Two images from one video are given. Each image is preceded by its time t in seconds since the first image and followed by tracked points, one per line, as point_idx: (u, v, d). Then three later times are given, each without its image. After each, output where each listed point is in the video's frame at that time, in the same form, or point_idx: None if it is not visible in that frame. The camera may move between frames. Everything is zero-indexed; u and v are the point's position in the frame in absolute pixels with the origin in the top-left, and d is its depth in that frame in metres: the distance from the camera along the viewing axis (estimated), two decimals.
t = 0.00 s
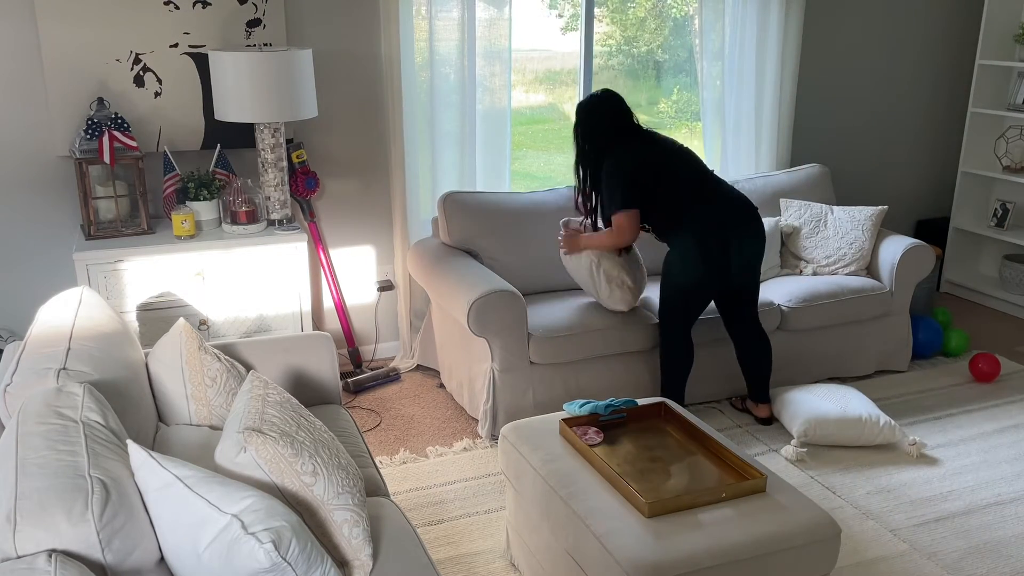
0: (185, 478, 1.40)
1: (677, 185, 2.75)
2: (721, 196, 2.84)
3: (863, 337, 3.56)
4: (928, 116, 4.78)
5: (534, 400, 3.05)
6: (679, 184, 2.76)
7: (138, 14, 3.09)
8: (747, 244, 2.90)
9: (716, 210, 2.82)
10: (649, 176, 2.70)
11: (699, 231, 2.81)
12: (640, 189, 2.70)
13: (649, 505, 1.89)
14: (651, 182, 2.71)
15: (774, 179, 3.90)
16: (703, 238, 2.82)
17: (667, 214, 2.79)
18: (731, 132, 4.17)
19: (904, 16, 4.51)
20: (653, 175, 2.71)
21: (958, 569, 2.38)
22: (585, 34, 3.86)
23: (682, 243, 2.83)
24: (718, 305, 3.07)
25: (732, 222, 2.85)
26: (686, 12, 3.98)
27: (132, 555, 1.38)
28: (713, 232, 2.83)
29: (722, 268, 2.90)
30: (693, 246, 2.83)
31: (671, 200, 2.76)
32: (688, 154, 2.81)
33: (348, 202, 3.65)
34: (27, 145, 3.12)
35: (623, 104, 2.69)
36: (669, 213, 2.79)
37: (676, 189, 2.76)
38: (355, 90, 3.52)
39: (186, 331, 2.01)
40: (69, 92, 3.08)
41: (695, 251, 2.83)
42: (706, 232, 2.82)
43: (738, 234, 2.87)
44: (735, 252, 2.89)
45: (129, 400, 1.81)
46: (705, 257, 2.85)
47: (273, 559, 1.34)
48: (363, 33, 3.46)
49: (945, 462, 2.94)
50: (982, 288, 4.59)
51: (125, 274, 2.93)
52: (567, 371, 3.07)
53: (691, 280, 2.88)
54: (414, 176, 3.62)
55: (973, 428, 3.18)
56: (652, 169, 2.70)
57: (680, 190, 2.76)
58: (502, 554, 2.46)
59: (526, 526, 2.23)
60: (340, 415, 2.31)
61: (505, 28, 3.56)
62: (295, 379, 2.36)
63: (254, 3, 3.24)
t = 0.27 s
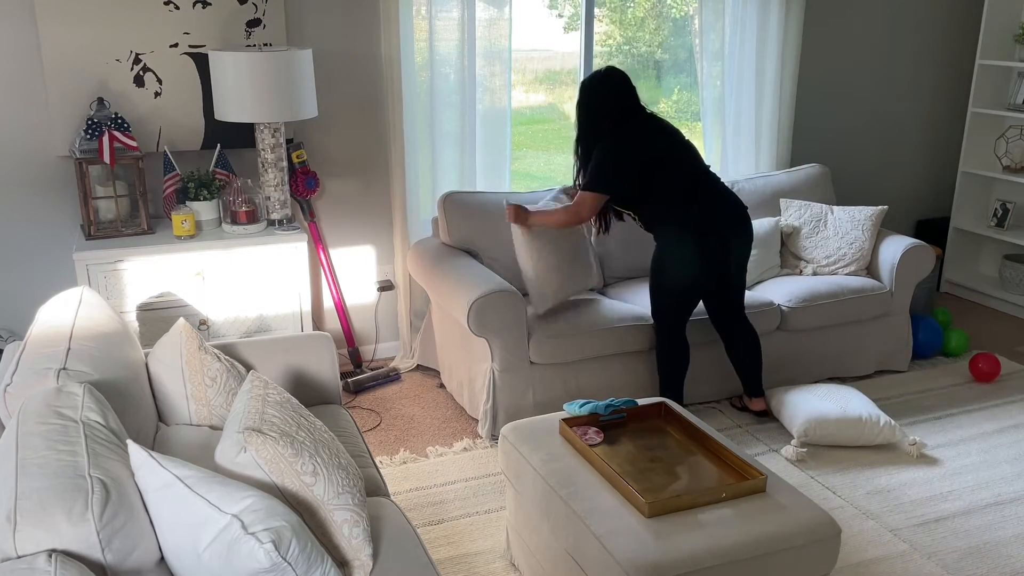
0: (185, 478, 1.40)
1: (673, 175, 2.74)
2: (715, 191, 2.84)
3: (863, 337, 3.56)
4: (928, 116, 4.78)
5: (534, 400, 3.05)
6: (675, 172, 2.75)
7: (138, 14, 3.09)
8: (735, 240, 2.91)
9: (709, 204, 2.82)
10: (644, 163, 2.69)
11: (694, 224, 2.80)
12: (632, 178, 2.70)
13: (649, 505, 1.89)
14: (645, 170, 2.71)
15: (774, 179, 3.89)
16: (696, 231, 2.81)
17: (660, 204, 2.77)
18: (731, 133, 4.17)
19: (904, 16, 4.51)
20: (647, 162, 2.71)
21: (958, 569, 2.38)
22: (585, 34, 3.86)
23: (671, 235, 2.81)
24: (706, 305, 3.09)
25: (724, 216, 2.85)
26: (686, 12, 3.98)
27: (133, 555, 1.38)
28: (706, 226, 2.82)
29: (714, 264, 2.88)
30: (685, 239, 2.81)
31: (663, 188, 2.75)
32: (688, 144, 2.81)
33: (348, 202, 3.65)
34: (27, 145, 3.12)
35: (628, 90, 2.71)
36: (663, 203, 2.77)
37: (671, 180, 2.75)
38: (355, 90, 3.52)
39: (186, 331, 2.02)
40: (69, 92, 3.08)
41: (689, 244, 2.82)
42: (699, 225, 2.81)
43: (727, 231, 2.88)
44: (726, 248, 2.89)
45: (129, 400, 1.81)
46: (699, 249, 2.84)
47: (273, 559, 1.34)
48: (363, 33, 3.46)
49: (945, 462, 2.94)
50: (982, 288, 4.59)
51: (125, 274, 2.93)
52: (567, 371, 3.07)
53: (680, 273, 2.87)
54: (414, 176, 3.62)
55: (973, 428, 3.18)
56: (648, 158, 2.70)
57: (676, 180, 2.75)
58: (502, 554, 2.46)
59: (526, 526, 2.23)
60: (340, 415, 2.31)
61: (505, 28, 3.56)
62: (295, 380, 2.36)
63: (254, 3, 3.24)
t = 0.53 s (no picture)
0: (185, 478, 1.40)
1: (675, 176, 2.74)
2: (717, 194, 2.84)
3: (863, 337, 3.56)
4: (928, 116, 4.78)
5: (534, 399, 3.05)
6: (679, 174, 2.75)
7: (138, 14, 3.09)
8: (735, 242, 2.91)
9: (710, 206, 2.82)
10: (645, 161, 2.69)
11: (693, 225, 2.80)
12: (632, 175, 2.70)
13: (649, 505, 1.89)
14: (644, 169, 2.71)
15: (774, 179, 3.89)
16: (695, 232, 2.81)
17: (660, 204, 2.77)
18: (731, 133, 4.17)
19: (903, 16, 4.51)
20: (650, 160, 2.70)
21: (958, 569, 2.38)
22: (585, 34, 3.86)
23: (670, 235, 2.81)
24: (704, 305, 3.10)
25: (725, 219, 2.85)
26: (686, 12, 3.98)
27: (133, 555, 1.38)
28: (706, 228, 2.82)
29: (711, 266, 2.89)
30: (683, 240, 2.81)
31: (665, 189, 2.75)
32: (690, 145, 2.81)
33: (348, 202, 3.65)
34: (27, 145, 3.13)
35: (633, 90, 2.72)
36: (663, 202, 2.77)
37: (670, 180, 2.75)
38: (355, 90, 3.52)
39: (186, 331, 2.02)
40: (69, 91, 3.08)
41: (688, 244, 2.81)
42: (699, 227, 2.81)
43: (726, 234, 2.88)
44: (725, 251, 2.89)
45: (129, 400, 1.81)
46: (699, 250, 2.83)
47: (273, 559, 1.34)
48: (363, 33, 3.46)
49: (945, 462, 2.94)
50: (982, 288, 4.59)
51: (125, 274, 2.93)
52: (567, 371, 3.07)
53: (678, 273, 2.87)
54: (414, 176, 3.62)
55: (973, 428, 3.18)
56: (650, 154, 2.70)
57: (677, 180, 2.75)
58: (502, 554, 2.46)
59: (526, 526, 2.23)
60: (340, 415, 2.31)
61: (505, 28, 3.56)
62: (295, 380, 2.36)
63: (254, 3, 3.24)
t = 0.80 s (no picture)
0: (185, 478, 1.40)
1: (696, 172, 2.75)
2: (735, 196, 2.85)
3: (863, 337, 3.56)
4: (928, 116, 4.78)
5: (534, 399, 3.05)
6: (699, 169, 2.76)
7: (138, 14, 3.09)
8: (749, 246, 2.91)
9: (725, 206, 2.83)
10: (669, 152, 2.70)
11: (702, 221, 2.81)
12: (653, 163, 2.72)
13: (649, 505, 1.89)
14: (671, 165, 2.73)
15: (774, 179, 3.90)
16: (702, 229, 2.82)
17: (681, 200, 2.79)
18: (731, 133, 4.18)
19: (904, 16, 4.51)
20: (672, 152, 2.71)
21: (958, 569, 2.38)
22: (585, 34, 3.85)
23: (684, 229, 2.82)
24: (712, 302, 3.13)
25: (736, 222, 2.86)
26: (686, 12, 3.98)
27: (133, 555, 1.38)
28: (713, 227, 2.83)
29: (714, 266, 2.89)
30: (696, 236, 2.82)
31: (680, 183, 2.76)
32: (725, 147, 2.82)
33: (348, 202, 3.65)
34: (27, 145, 3.13)
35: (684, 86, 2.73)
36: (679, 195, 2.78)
37: (698, 179, 2.76)
38: (355, 90, 3.52)
39: (186, 331, 2.02)
40: (69, 91, 3.08)
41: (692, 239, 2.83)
42: (707, 224, 2.82)
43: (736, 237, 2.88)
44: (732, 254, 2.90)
45: (129, 400, 1.81)
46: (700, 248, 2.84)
47: (273, 559, 1.34)
48: (363, 32, 3.46)
49: (945, 462, 2.94)
50: (982, 288, 4.59)
51: (125, 274, 2.93)
52: (566, 371, 3.07)
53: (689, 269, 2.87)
54: (414, 176, 3.62)
55: (972, 428, 3.18)
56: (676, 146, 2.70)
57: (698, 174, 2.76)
58: (502, 554, 2.46)
59: (526, 526, 2.23)
60: (340, 415, 2.32)
61: (505, 28, 3.56)
62: (295, 380, 2.36)
63: (254, 3, 3.24)
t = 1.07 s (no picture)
0: (184, 478, 1.40)
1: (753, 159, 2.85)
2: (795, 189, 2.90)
3: (863, 337, 3.56)
4: (928, 116, 4.78)
5: (534, 400, 3.05)
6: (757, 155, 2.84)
7: (138, 14, 3.09)
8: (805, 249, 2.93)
9: (785, 196, 2.86)
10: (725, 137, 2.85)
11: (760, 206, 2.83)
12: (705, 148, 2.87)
13: (649, 505, 1.89)
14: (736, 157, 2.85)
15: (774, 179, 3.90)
16: (761, 214, 2.82)
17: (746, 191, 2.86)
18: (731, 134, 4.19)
19: (904, 16, 4.51)
20: (725, 137, 2.85)
21: (958, 569, 2.38)
22: (585, 34, 3.85)
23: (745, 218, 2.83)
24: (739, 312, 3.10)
25: (798, 213, 2.87)
26: (686, 12, 3.99)
27: (132, 555, 1.38)
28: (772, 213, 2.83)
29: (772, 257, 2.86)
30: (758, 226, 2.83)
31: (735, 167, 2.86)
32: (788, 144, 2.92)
33: (348, 202, 3.65)
34: (26, 145, 3.12)
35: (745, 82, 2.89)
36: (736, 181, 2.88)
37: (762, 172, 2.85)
38: (355, 90, 3.52)
39: (186, 331, 2.01)
40: (69, 91, 3.08)
41: (747, 224, 2.83)
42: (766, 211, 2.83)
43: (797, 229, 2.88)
44: (791, 247, 2.88)
45: (128, 400, 1.81)
46: (758, 234, 2.83)
47: (273, 559, 1.34)
48: (363, 33, 3.46)
49: (945, 462, 2.94)
50: (982, 288, 4.59)
51: (125, 274, 2.93)
52: (567, 371, 3.07)
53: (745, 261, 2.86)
54: (414, 175, 3.62)
55: (972, 428, 3.18)
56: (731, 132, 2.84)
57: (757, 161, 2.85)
58: (503, 554, 2.46)
59: (526, 526, 2.23)
60: (340, 415, 2.31)
61: (505, 29, 3.56)
62: (295, 380, 2.36)
63: (254, 3, 3.24)
